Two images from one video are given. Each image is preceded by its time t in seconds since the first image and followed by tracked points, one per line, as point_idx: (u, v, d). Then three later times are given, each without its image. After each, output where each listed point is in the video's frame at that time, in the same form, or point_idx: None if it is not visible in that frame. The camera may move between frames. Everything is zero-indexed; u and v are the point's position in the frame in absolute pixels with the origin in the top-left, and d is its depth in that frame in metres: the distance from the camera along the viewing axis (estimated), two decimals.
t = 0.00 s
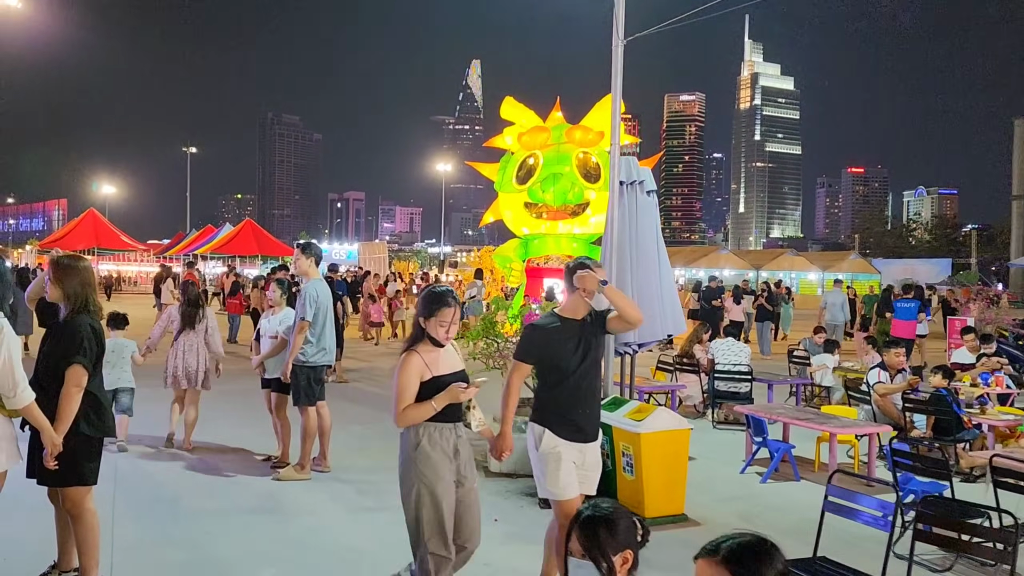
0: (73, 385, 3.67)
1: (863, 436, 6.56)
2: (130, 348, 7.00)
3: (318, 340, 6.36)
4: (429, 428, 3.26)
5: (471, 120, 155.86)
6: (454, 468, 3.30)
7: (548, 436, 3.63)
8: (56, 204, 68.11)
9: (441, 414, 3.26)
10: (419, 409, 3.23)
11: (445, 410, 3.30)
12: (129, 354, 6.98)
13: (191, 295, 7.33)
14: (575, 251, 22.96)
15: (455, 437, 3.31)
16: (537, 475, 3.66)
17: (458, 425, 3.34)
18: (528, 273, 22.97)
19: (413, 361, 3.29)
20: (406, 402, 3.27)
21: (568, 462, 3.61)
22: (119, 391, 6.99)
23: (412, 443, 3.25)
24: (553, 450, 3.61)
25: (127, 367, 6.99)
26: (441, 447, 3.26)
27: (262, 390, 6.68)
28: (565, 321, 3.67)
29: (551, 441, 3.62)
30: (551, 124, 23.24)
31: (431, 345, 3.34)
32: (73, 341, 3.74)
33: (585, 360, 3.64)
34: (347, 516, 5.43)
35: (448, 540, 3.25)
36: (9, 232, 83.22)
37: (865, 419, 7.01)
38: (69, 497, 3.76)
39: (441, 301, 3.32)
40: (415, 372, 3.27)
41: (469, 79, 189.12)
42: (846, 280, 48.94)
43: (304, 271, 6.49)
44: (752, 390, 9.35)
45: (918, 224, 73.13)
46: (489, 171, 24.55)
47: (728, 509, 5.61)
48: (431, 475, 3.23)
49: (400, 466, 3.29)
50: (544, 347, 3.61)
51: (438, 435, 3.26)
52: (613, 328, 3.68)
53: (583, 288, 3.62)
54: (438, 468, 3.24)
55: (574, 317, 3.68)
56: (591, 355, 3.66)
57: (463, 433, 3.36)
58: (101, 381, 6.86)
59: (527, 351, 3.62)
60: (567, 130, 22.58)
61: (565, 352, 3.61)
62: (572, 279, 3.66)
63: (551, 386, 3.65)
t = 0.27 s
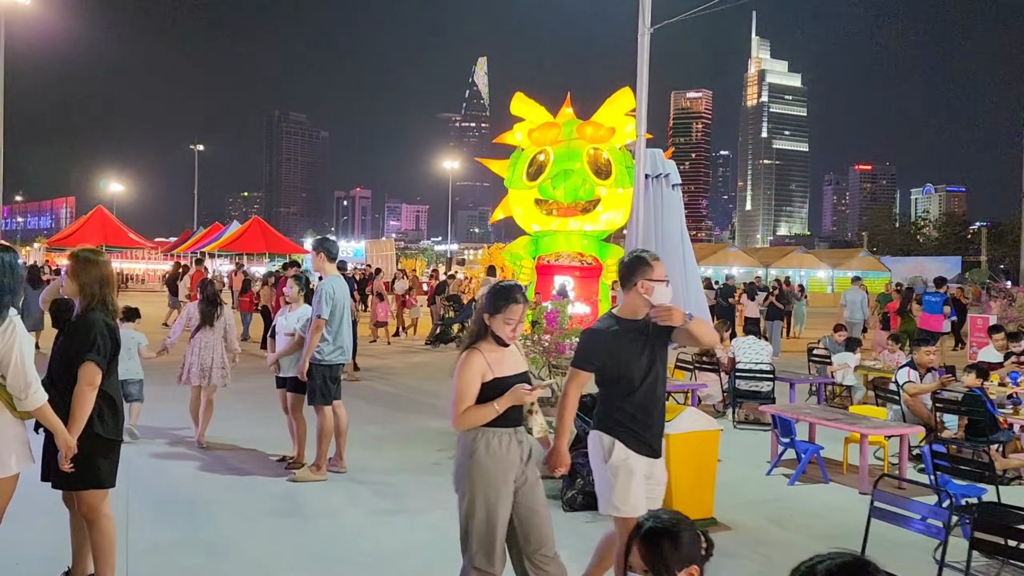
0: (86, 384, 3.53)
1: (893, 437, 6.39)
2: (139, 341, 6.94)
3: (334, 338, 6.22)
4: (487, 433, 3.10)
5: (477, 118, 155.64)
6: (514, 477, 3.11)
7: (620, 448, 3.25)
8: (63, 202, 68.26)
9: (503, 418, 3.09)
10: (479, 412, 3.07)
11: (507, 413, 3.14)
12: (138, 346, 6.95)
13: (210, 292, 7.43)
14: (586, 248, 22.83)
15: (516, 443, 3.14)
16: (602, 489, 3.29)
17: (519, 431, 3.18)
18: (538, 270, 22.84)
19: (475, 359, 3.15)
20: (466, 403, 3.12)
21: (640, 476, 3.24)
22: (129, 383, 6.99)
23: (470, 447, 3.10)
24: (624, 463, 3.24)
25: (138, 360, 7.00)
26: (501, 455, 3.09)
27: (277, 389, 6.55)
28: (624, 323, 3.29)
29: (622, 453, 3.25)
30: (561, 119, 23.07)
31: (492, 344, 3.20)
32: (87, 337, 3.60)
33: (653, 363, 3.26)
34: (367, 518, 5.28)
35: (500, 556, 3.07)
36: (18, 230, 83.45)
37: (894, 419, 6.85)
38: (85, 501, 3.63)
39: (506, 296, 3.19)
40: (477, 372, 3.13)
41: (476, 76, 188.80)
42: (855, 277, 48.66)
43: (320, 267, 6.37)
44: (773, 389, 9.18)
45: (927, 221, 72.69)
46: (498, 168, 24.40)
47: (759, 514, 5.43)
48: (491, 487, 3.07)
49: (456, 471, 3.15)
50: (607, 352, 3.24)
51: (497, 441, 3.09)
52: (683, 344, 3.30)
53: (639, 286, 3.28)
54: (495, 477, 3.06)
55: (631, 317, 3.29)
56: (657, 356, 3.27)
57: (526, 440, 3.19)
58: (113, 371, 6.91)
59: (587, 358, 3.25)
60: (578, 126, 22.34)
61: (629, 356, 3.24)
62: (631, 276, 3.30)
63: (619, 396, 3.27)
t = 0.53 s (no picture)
0: (104, 392, 3.37)
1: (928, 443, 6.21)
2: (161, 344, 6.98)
3: (353, 341, 6.09)
4: (572, 453, 2.92)
5: (484, 115, 155.38)
6: (600, 501, 2.90)
7: (689, 471, 3.04)
8: (72, 199, 68.37)
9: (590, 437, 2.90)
10: (563, 430, 2.89)
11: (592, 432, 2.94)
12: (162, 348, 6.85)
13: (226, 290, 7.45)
14: (598, 246, 22.64)
15: (604, 463, 2.94)
16: (671, 512, 3.11)
17: (607, 450, 2.98)
18: (549, 268, 22.67)
19: (558, 374, 2.97)
20: (549, 420, 2.94)
21: (712, 502, 3.04)
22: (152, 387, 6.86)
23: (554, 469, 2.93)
24: (695, 485, 3.04)
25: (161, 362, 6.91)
26: (583, 477, 2.90)
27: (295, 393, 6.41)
28: (698, 330, 3.09)
29: (693, 475, 3.04)
30: (572, 116, 22.88)
31: (577, 356, 3.03)
32: (105, 344, 3.44)
33: (730, 375, 3.08)
34: (391, 526, 5.13)
35: None
36: (26, 227, 83.68)
37: (928, 424, 6.67)
38: (104, 513, 3.49)
39: (594, 304, 3.01)
40: (561, 387, 2.96)
41: (483, 73, 188.45)
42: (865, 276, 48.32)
43: (338, 268, 6.25)
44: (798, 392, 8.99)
45: (937, 219, 72.15)
46: (509, 165, 24.22)
47: (794, 524, 5.26)
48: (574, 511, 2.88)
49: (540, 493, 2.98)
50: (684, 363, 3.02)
51: (581, 462, 2.91)
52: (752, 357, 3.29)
53: (714, 289, 3.09)
54: (577, 500, 2.88)
55: (706, 325, 3.11)
56: (734, 368, 3.09)
57: (614, 459, 2.99)
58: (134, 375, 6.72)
59: (660, 370, 3.02)
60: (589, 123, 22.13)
61: (706, 368, 3.04)
62: (705, 281, 3.12)
63: (695, 411, 3.06)
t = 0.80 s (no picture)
0: (116, 398, 3.21)
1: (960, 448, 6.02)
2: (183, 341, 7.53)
3: (368, 343, 5.93)
4: (653, 465, 2.74)
5: (490, 114, 155.19)
6: (684, 519, 2.72)
7: (769, 496, 2.86)
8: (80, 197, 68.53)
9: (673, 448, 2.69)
10: (645, 440, 2.68)
11: (675, 445, 2.76)
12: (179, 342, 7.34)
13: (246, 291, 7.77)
14: (607, 245, 22.48)
15: (686, 477, 2.76)
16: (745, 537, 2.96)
17: (688, 463, 2.79)
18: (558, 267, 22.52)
19: (641, 379, 2.75)
20: (631, 428, 2.73)
21: (789, 531, 2.86)
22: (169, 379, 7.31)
23: (633, 482, 2.75)
24: (771, 513, 2.86)
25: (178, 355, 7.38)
26: (666, 492, 2.72)
27: (309, 396, 6.28)
28: (786, 340, 2.87)
29: (771, 502, 2.86)
30: (582, 114, 22.71)
31: (661, 362, 2.81)
32: (118, 346, 3.29)
33: (819, 391, 2.85)
34: (409, 533, 4.97)
35: None
36: (34, 226, 83.85)
37: (958, 428, 6.48)
38: (116, 523, 3.34)
39: (679, 306, 2.79)
40: (643, 393, 2.73)
41: (488, 71, 188.20)
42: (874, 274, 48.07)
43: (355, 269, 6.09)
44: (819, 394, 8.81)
45: (946, 218, 71.75)
46: (518, 163, 24.08)
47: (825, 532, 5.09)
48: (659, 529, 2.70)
49: (621, 505, 2.81)
50: (768, 377, 2.80)
51: (664, 476, 2.73)
52: (842, 369, 3.12)
53: (806, 296, 2.88)
54: (660, 518, 2.70)
55: (796, 335, 2.88)
56: (824, 383, 2.87)
57: (696, 472, 2.80)
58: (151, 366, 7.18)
59: (745, 386, 2.80)
60: (599, 121, 21.95)
61: (793, 380, 2.81)
62: (797, 285, 2.90)
63: (779, 431, 2.84)
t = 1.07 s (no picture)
0: (125, 399, 3.02)
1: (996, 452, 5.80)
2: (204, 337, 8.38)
3: (383, 342, 5.76)
4: (731, 475, 2.56)
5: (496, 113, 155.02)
6: (764, 535, 2.55)
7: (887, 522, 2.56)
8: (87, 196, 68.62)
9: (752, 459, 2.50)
10: (723, 449, 2.48)
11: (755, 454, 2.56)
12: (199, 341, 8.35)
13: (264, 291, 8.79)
14: (617, 243, 22.26)
15: (766, 491, 2.57)
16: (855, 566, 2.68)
17: (770, 475, 2.59)
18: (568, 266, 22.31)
19: (720, 380, 2.54)
20: (705, 433, 2.53)
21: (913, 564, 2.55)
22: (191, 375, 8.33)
23: (710, 493, 2.59)
24: (892, 539, 2.56)
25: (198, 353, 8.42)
26: (744, 505, 2.55)
27: (323, 398, 6.10)
28: (910, 335, 2.62)
29: (891, 527, 2.56)
30: (591, 112, 22.51)
31: (740, 362, 2.59)
32: (127, 344, 3.10)
33: (945, 397, 2.59)
34: (427, 540, 4.78)
35: None
36: (41, 225, 84.02)
37: (992, 431, 6.26)
38: (123, 533, 3.15)
39: (766, 302, 2.58)
40: (721, 397, 2.52)
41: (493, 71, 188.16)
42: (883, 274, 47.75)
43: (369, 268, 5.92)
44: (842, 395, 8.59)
45: (954, 217, 71.31)
46: (526, 161, 23.89)
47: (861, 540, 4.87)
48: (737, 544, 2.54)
49: (697, 516, 2.66)
50: (891, 373, 2.56)
51: (743, 486, 2.55)
52: (971, 377, 2.90)
53: (937, 285, 2.66)
54: (739, 533, 2.53)
55: (920, 332, 2.63)
56: (950, 389, 2.61)
57: (778, 486, 2.60)
58: (175, 364, 8.22)
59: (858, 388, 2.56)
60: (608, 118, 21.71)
61: (917, 382, 2.55)
62: (929, 275, 2.68)
63: (894, 444, 2.57)
